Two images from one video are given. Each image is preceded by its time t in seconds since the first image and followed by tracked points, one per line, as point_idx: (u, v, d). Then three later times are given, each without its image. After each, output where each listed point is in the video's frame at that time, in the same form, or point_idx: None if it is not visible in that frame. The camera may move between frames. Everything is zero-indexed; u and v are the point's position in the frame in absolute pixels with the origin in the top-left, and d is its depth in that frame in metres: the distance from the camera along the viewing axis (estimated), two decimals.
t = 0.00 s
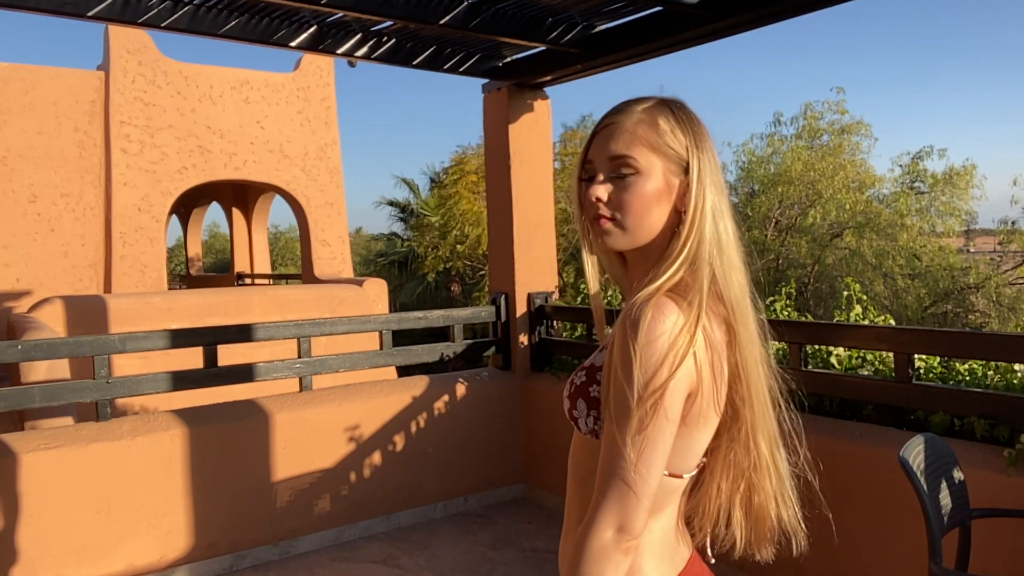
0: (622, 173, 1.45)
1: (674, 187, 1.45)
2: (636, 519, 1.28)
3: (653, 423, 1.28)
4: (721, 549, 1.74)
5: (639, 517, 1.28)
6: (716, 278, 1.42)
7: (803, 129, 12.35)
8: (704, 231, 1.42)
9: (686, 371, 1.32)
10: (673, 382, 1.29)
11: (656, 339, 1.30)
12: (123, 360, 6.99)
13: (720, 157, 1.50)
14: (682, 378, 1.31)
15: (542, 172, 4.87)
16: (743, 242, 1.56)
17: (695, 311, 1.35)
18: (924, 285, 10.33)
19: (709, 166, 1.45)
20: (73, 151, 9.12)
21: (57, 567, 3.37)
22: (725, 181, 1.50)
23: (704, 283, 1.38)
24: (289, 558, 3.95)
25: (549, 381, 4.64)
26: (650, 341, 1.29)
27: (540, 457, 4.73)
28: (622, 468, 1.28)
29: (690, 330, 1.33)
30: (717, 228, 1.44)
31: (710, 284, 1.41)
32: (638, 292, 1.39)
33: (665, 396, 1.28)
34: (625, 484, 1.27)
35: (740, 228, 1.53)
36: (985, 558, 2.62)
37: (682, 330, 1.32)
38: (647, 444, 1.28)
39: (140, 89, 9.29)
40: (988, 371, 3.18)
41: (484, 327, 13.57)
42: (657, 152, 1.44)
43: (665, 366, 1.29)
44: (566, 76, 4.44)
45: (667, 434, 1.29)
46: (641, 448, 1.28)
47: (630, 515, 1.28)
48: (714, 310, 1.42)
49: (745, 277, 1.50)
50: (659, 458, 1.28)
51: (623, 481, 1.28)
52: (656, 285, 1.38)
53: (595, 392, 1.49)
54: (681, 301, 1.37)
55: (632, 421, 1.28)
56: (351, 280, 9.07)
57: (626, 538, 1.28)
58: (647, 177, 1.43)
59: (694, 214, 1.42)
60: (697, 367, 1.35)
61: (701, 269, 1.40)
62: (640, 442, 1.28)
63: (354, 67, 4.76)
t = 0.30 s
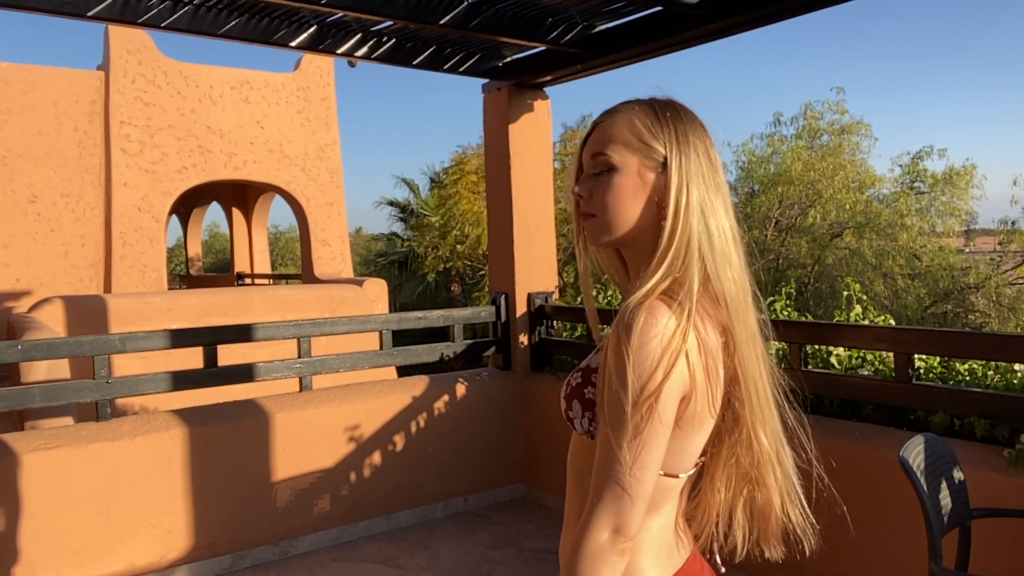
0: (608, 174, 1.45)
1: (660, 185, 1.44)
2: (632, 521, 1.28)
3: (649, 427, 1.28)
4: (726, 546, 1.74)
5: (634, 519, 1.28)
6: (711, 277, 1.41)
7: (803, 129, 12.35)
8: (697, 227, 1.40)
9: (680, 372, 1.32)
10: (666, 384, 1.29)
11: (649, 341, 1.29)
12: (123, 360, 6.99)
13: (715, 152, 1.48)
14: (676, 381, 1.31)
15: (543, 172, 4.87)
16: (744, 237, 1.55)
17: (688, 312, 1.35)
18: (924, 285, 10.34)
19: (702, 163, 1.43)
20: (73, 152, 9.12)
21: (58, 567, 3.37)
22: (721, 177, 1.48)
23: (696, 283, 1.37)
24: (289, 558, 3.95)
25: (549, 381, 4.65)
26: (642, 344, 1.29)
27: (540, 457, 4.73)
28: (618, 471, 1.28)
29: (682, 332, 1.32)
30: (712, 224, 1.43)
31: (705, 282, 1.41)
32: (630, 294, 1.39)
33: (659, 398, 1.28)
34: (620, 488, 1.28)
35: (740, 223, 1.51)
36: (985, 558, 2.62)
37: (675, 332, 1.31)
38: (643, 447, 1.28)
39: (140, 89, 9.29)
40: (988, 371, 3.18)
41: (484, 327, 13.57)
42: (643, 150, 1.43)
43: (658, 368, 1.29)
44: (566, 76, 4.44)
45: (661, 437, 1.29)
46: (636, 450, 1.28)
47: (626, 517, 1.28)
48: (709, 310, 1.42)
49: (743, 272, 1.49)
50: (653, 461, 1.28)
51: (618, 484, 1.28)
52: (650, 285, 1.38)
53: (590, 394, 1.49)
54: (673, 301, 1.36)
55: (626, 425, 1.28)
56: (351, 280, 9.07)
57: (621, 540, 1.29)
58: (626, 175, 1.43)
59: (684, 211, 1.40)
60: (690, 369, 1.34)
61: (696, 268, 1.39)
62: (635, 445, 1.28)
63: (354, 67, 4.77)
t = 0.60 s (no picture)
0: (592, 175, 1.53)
1: (642, 185, 1.44)
2: (626, 523, 1.29)
3: (639, 428, 1.28)
4: (730, 545, 1.74)
5: (627, 521, 1.28)
6: (701, 276, 1.40)
7: (803, 129, 12.35)
8: (683, 226, 1.39)
9: (667, 374, 1.31)
10: (654, 386, 1.29)
11: (636, 343, 1.29)
12: (123, 360, 6.99)
13: (704, 147, 1.46)
14: (664, 383, 1.30)
15: (542, 172, 4.87)
16: (742, 231, 1.53)
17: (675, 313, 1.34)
18: (924, 285, 10.35)
19: (686, 161, 1.42)
20: (73, 151, 9.13)
21: (58, 567, 3.37)
22: (712, 172, 1.45)
23: (683, 283, 1.36)
24: (289, 558, 3.95)
25: (549, 381, 4.65)
26: (629, 347, 1.29)
27: (540, 457, 4.73)
28: (609, 474, 1.28)
29: (669, 334, 1.32)
30: (700, 222, 1.41)
31: (695, 281, 1.40)
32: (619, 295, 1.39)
33: (648, 401, 1.28)
34: (612, 490, 1.28)
35: (735, 218, 1.49)
36: (985, 557, 2.62)
37: (661, 335, 1.31)
38: (634, 448, 1.28)
39: (140, 89, 9.29)
40: (988, 371, 3.18)
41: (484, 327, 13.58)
42: (619, 152, 1.47)
43: (645, 371, 1.28)
44: (566, 76, 4.44)
45: (650, 439, 1.29)
46: (626, 452, 1.28)
47: (620, 519, 1.28)
48: (698, 309, 1.41)
49: (737, 268, 1.47)
50: (643, 463, 1.28)
51: (610, 486, 1.28)
52: (637, 286, 1.37)
53: (583, 395, 1.49)
54: (659, 302, 1.36)
55: (615, 428, 1.28)
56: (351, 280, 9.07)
57: (614, 542, 1.29)
58: (604, 175, 1.50)
59: (667, 210, 1.38)
60: (678, 369, 1.34)
61: (684, 267, 1.38)
62: (625, 446, 1.28)
63: (354, 67, 4.77)
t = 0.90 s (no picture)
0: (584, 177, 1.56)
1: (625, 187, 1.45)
2: (626, 527, 1.30)
3: (627, 430, 1.29)
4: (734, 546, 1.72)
5: (624, 525, 1.29)
6: (685, 275, 1.39)
7: (803, 129, 12.36)
8: (662, 225, 1.39)
9: (653, 375, 1.32)
10: (640, 389, 1.29)
11: (618, 345, 1.30)
12: (122, 360, 6.99)
13: (689, 144, 1.45)
14: (650, 384, 1.31)
15: (542, 172, 4.87)
16: (738, 225, 1.50)
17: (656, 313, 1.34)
18: (925, 285, 10.38)
19: (666, 159, 1.41)
20: (73, 151, 9.13)
21: (58, 568, 3.37)
22: (700, 168, 1.44)
23: (663, 283, 1.36)
24: (289, 558, 3.95)
25: (549, 381, 4.65)
26: (612, 350, 1.30)
27: (540, 457, 4.73)
28: (603, 479, 1.29)
29: (652, 335, 1.32)
30: (683, 220, 1.40)
31: (681, 280, 1.39)
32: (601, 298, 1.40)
33: (634, 404, 1.28)
34: (607, 495, 1.29)
35: (728, 212, 1.46)
36: (985, 557, 2.63)
37: (644, 336, 1.31)
38: (623, 450, 1.28)
39: (140, 89, 9.29)
40: (988, 371, 3.18)
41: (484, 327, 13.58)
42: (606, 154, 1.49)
43: (629, 373, 1.29)
44: (566, 76, 4.44)
45: (641, 442, 1.29)
46: (619, 457, 1.28)
47: (617, 522, 1.29)
48: (686, 309, 1.40)
49: (728, 265, 1.45)
50: (636, 467, 1.29)
51: (603, 491, 1.29)
52: (618, 288, 1.39)
53: (574, 396, 1.50)
54: (639, 302, 1.36)
55: (604, 433, 1.29)
56: (352, 280, 9.07)
57: (614, 547, 1.30)
58: (593, 178, 1.52)
59: (645, 210, 1.39)
60: (665, 370, 1.34)
61: (665, 266, 1.38)
62: (614, 448, 1.29)
63: (354, 67, 4.77)
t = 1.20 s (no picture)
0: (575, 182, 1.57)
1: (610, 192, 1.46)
2: (628, 528, 1.30)
3: (620, 432, 1.29)
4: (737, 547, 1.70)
5: (624, 527, 1.29)
6: (672, 277, 1.39)
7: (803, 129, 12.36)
8: (643, 226, 1.40)
9: (643, 376, 1.32)
10: (630, 390, 1.29)
11: (603, 349, 1.31)
12: (123, 360, 6.99)
13: (670, 143, 1.44)
14: (640, 385, 1.31)
15: (542, 172, 4.87)
16: (729, 222, 1.49)
17: (640, 314, 1.35)
18: (925, 285, 10.42)
19: (647, 161, 1.42)
20: (73, 152, 9.13)
21: (58, 567, 3.37)
22: (684, 167, 1.43)
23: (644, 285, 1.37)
24: (289, 558, 3.95)
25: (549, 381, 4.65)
26: (599, 353, 1.31)
27: (540, 457, 4.73)
28: (601, 482, 1.29)
29: (636, 337, 1.32)
30: (665, 219, 1.40)
31: (668, 281, 1.39)
32: (584, 304, 1.42)
33: (625, 406, 1.29)
34: (605, 498, 1.29)
35: (717, 210, 1.45)
36: (985, 557, 2.63)
37: (628, 339, 1.32)
38: (617, 452, 1.28)
39: (140, 89, 9.29)
40: (988, 371, 3.18)
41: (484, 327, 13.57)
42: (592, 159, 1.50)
43: (617, 375, 1.30)
44: (566, 76, 4.44)
45: (636, 443, 1.29)
46: (614, 459, 1.28)
47: (618, 524, 1.30)
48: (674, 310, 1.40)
49: (719, 263, 1.43)
50: (634, 469, 1.29)
51: (602, 494, 1.29)
52: (602, 292, 1.40)
53: (568, 398, 1.50)
54: (622, 305, 1.37)
55: (596, 437, 1.29)
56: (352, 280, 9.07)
57: (617, 549, 1.31)
58: (582, 183, 1.53)
59: (626, 213, 1.40)
60: (654, 372, 1.34)
61: (648, 268, 1.39)
62: (608, 451, 1.29)
63: (354, 67, 4.78)
